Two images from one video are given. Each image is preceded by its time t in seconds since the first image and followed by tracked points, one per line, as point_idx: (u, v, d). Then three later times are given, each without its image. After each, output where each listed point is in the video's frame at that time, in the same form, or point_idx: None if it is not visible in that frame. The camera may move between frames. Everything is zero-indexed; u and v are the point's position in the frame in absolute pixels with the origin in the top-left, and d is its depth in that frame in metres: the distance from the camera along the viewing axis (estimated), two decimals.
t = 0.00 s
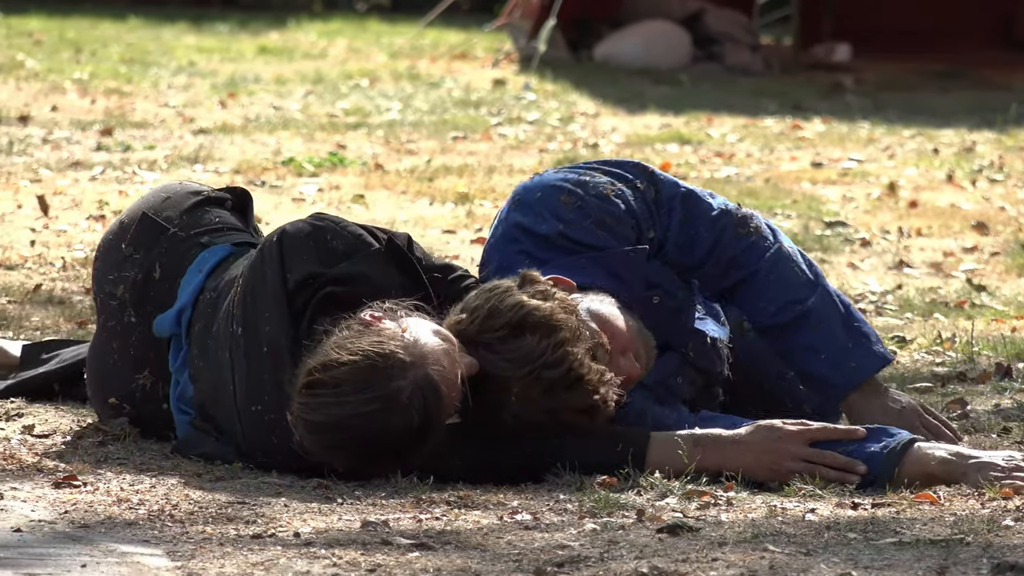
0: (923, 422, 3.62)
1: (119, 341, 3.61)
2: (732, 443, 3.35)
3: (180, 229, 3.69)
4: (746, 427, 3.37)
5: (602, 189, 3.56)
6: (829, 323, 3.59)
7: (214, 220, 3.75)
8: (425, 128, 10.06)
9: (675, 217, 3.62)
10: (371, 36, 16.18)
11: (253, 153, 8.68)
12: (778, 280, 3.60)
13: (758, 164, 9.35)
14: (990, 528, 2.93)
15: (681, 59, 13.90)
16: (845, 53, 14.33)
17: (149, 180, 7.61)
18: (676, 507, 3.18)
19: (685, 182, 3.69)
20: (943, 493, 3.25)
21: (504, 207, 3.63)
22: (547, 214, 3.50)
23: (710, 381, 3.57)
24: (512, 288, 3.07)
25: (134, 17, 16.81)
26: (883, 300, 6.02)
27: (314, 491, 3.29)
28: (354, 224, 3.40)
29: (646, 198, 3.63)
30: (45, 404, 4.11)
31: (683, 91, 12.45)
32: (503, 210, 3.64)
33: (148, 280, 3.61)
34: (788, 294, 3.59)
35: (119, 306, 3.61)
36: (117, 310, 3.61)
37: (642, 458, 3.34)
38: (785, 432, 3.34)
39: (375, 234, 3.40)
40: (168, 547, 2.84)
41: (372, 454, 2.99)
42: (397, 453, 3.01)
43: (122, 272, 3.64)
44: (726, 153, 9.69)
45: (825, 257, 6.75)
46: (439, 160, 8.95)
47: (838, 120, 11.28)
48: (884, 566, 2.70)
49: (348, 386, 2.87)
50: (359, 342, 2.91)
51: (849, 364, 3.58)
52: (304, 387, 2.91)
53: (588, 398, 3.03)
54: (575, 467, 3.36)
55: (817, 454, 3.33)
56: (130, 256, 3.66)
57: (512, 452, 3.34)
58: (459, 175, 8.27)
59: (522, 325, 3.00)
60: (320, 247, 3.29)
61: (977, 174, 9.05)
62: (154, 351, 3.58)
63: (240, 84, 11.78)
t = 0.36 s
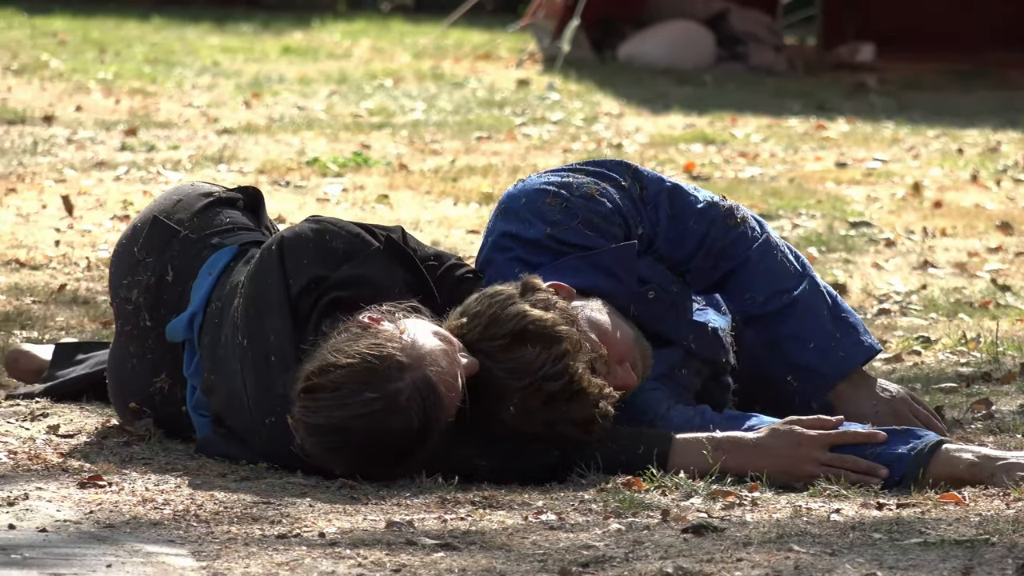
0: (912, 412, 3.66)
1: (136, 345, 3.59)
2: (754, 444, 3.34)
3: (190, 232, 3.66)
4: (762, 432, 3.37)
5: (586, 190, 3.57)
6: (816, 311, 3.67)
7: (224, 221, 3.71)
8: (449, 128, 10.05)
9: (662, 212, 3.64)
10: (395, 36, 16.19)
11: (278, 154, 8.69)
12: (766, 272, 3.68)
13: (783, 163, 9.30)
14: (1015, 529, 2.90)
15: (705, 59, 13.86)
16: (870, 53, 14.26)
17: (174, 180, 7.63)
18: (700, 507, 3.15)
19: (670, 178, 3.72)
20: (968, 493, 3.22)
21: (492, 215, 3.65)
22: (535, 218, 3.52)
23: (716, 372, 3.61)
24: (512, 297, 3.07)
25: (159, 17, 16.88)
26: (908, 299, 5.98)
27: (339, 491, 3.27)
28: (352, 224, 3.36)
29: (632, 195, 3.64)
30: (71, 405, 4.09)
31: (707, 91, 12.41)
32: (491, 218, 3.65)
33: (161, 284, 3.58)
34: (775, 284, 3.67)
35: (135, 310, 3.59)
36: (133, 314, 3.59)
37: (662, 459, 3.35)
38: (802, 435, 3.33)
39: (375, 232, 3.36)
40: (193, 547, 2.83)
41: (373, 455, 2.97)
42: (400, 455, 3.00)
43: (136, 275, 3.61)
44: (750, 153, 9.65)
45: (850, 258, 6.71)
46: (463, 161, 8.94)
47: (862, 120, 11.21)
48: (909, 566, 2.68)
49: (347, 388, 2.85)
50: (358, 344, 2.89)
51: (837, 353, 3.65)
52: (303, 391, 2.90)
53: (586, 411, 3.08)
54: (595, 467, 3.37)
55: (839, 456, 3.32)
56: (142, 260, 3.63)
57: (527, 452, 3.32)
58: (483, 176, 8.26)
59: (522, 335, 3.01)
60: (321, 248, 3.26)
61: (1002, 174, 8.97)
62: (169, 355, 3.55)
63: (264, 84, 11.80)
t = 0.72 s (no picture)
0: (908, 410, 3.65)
1: (157, 348, 3.58)
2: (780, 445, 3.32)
3: (207, 234, 3.64)
4: (788, 432, 3.35)
5: (585, 193, 3.57)
6: (817, 304, 3.63)
7: (240, 222, 3.68)
8: (477, 128, 10.04)
9: (663, 210, 3.63)
10: (423, 36, 16.20)
11: (306, 154, 8.71)
12: (766, 265, 3.64)
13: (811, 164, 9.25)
14: None
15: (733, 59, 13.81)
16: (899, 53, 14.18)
17: (202, 180, 7.65)
18: (728, 507, 3.14)
19: (669, 175, 3.71)
20: (995, 493, 3.25)
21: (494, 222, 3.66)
22: (535, 224, 3.52)
23: (729, 364, 3.53)
24: (523, 299, 3.06)
25: (188, 17, 16.95)
26: (936, 299, 5.93)
27: (367, 491, 3.26)
28: (350, 222, 3.35)
29: (631, 194, 3.64)
30: (98, 404, 4.08)
31: (735, 91, 12.36)
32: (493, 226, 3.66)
33: (179, 288, 3.57)
34: (774, 277, 3.64)
35: (155, 314, 3.58)
36: (153, 318, 3.59)
37: (689, 459, 3.33)
38: (827, 436, 3.32)
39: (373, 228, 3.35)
40: (220, 547, 2.82)
41: (385, 450, 2.94)
42: (412, 451, 2.97)
43: (155, 280, 3.62)
44: (778, 153, 9.60)
45: (878, 258, 6.66)
46: (491, 161, 8.93)
47: (890, 120, 11.14)
48: (936, 567, 2.66)
49: (363, 380, 2.82)
50: (371, 337, 2.87)
51: (835, 346, 3.62)
52: (315, 383, 2.87)
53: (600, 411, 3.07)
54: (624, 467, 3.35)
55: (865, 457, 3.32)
56: (161, 264, 3.63)
57: (551, 453, 3.30)
58: (510, 176, 8.25)
59: (534, 337, 3.01)
60: (325, 249, 3.25)
61: None
62: (188, 360, 3.54)
63: (293, 84, 11.83)
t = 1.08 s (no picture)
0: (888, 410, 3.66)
1: (162, 353, 3.56)
2: (789, 445, 3.32)
3: (203, 236, 3.58)
4: (797, 432, 3.36)
5: (566, 200, 3.59)
6: (801, 298, 3.60)
7: (239, 223, 3.62)
8: (488, 128, 10.03)
9: (644, 213, 3.65)
10: (435, 36, 16.19)
11: (317, 154, 8.70)
12: (749, 261, 3.63)
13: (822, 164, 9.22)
14: None
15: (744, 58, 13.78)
16: (909, 53, 14.14)
17: (213, 180, 7.65)
18: (737, 507, 3.13)
19: (648, 178, 3.74)
20: (1004, 493, 3.25)
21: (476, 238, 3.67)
22: (519, 235, 3.53)
23: (726, 355, 3.61)
24: (517, 298, 3.05)
25: (199, 17, 16.95)
26: (947, 300, 5.91)
27: (377, 491, 3.25)
28: (330, 222, 3.30)
29: (612, 198, 3.67)
30: (108, 403, 4.07)
31: (746, 91, 12.33)
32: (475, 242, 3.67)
33: (179, 292, 3.53)
34: (759, 272, 3.62)
35: (157, 319, 3.56)
36: (155, 323, 3.57)
37: (699, 458, 3.34)
38: (836, 437, 3.32)
39: (356, 227, 3.31)
40: (231, 547, 2.82)
41: (387, 446, 2.92)
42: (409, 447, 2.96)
43: (155, 284, 3.57)
44: (789, 153, 9.57)
45: (888, 258, 6.63)
46: (502, 160, 8.92)
47: (901, 120, 11.11)
48: (947, 566, 2.65)
49: (363, 374, 2.82)
50: (370, 332, 2.87)
51: (820, 339, 3.60)
52: (316, 377, 2.86)
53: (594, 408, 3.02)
54: (635, 468, 3.36)
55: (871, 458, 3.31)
56: (160, 268, 3.58)
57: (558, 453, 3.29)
58: (521, 175, 8.23)
59: (527, 334, 2.99)
60: (312, 252, 3.22)
61: None
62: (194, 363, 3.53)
63: (303, 84, 11.82)
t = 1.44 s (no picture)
0: (880, 407, 3.60)
1: (167, 355, 3.57)
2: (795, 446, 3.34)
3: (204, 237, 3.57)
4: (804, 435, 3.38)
5: (545, 208, 3.57)
6: (789, 290, 3.54)
7: (241, 224, 3.58)
8: (495, 128, 10.01)
9: (624, 214, 3.61)
10: (442, 36, 16.18)
11: (325, 153, 8.69)
12: (732, 256, 3.56)
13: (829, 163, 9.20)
14: None
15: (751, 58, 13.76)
16: (917, 53, 14.11)
17: (220, 180, 7.64)
18: (745, 507, 3.13)
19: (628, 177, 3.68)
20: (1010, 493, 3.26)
21: (463, 250, 3.69)
22: (502, 246, 3.53)
23: (720, 344, 3.61)
24: (509, 297, 3.05)
25: (206, 16, 16.94)
26: (954, 299, 5.89)
27: (384, 490, 3.24)
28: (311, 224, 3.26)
29: (592, 202, 3.64)
30: (114, 403, 4.06)
31: (754, 91, 12.31)
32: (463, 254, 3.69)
33: (181, 294, 3.53)
34: (744, 265, 3.55)
35: (160, 320, 3.56)
36: (159, 325, 3.57)
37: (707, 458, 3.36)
38: (842, 438, 3.35)
39: (338, 226, 3.26)
40: (239, 547, 2.81)
41: (394, 448, 2.92)
42: (416, 450, 2.97)
43: (160, 286, 3.58)
44: (797, 153, 9.54)
45: (896, 258, 6.61)
46: (510, 160, 8.90)
47: (909, 120, 11.08)
48: (955, 566, 2.64)
49: (373, 385, 2.81)
50: (375, 341, 2.85)
51: (809, 330, 3.53)
52: (323, 389, 2.85)
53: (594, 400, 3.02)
54: (642, 467, 3.36)
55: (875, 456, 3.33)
56: (164, 270, 3.58)
57: (564, 454, 3.29)
58: (528, 175, 8.21)
59: (523, 330, 2.99)
60: (296, 259, 3.18)
61: None
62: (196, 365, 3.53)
63: (311, 84, 11.81)
